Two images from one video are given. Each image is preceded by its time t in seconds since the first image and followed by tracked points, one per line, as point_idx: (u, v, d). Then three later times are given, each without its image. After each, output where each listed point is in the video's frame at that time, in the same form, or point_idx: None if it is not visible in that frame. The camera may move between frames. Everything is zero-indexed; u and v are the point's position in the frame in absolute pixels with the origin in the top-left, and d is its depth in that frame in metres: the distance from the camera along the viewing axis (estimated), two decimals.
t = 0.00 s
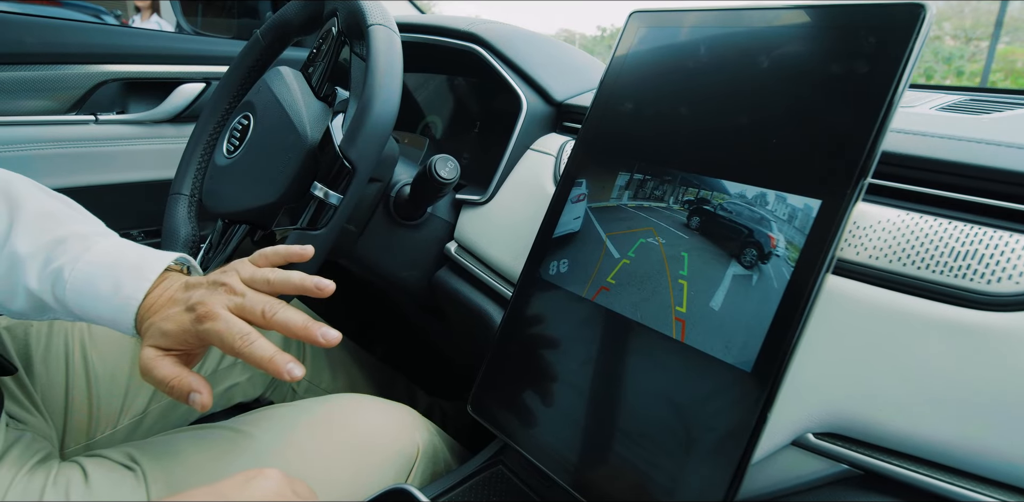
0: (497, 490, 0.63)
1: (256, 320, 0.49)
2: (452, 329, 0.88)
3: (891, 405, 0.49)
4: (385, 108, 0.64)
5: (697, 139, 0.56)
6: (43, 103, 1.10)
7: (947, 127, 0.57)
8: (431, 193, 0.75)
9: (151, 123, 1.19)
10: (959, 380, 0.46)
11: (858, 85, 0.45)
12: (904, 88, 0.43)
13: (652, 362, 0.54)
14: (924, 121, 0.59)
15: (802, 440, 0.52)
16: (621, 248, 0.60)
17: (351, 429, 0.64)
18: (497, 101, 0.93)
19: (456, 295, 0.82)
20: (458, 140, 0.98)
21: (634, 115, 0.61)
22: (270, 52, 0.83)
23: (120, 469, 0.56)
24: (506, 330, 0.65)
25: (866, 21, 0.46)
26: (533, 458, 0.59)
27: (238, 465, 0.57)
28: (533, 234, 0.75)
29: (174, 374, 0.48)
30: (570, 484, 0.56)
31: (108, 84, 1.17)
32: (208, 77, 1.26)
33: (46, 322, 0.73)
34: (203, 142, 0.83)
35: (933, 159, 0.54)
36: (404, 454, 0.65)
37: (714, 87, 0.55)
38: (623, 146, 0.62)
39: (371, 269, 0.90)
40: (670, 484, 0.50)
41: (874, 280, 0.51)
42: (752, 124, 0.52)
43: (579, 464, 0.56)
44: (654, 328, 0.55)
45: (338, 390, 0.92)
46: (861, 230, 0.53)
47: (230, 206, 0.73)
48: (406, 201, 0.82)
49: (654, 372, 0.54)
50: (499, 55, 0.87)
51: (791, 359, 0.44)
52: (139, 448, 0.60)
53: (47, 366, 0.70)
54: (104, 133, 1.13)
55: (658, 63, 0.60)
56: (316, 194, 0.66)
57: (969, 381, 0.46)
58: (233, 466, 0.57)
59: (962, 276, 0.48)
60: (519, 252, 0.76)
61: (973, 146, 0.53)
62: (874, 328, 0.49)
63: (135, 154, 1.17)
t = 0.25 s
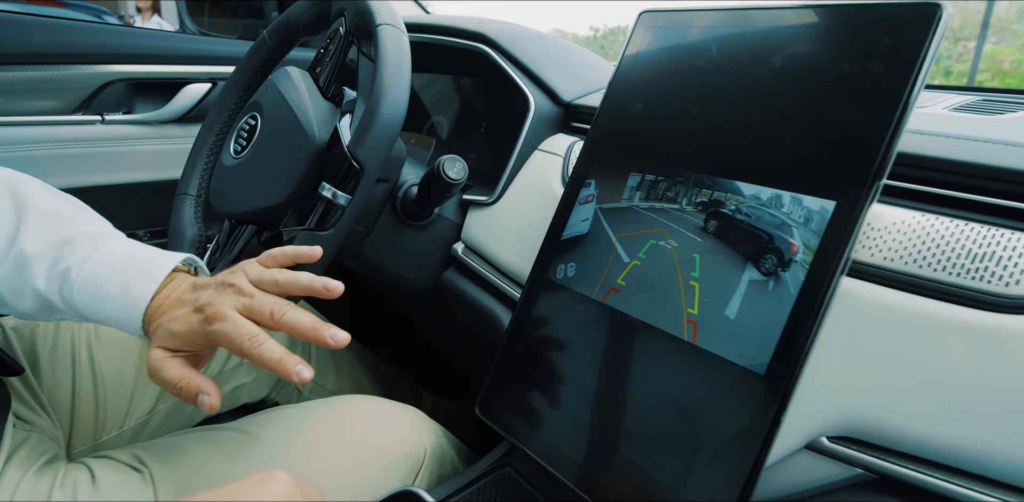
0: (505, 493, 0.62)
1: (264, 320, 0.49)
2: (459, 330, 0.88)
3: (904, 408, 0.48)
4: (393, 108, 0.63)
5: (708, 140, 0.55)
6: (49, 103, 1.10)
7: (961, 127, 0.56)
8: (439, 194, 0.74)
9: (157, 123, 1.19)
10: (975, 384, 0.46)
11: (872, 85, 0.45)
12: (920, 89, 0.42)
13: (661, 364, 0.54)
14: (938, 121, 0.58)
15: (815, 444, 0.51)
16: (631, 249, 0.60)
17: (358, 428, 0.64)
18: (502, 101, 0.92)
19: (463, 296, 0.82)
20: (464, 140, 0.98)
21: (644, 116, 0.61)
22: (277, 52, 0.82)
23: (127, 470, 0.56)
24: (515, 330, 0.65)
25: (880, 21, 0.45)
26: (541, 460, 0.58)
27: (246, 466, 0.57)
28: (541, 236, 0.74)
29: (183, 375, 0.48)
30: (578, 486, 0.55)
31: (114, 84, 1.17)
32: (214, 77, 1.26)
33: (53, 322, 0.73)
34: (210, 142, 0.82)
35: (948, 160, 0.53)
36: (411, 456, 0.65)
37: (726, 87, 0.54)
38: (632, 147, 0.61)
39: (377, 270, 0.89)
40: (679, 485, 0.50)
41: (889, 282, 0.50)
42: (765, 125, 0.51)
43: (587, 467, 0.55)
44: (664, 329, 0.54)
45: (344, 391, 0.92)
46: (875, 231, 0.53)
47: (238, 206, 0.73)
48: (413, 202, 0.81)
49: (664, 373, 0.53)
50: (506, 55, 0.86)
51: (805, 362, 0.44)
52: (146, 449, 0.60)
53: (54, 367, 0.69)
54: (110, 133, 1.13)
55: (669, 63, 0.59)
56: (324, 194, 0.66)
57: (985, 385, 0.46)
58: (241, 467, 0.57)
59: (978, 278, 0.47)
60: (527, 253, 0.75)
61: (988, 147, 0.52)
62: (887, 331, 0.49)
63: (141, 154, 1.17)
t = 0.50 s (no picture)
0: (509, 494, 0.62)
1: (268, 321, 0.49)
2: (462, 331, 0.87)
3: (913, 410, 0.48)
4: (396, 109, 0.63)
5: (715, 140, 0.55)
6: (53, 103, 1.10)
7: (971, 128, 0.56)
8: (443, 194, 0.74)
9: (160, 123, 1.19)
10: (985, 386, 0.45)
11: (881, 85, 0.44)
12: (931, 89, 0.42)
13: (668, 365, 0.53)
14: (947, 121, 0.58)
15: (824, 447, 0.51)
16: (637, 250, 0.60)
17: (362, 429, 0.63)
18: (507, 102, 0.92)
19: (466, 297, 0.81)
20: (468, 141, 0.97)
21: (650, 116, 0.60)
22: (280, 52, 0.82)
23: (130, 471, 0.55)
24: (519, 332, 0.65)
25: (890, 20, 0.45)
26: (545, 462, 0.58)
27: (249, 467, 0.57)
28: (546, 236, 0.74)
29: (185, 375, 0.48)
30: (583, 489, 0.55)
31: (117, 84, 1.17)
32: (217, 77, 1.26)
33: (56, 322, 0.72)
34: (212, 142, 0.82)
35: (958, 160, 0.53)
36: (415, 457, 0.65)
37: (733, 87, 0.54)
38: (638, 147, 0.61)
39: (380, 270, 0.89)
40: (686, 488, 0.49)
41: (898, 284, 0.50)
42: (772, 125, 0.51)
43: (593, 469, 0.55)
44: (671, 331, 0.54)
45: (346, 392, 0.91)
46: (884, 233, 0.52)
47: (241, 206, 0.73)
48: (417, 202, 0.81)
49: (670, 375, 0.53)
50: (511, 55, 0.86)
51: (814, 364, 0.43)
52: (148, 450, 0.60)
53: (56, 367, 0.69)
54: (113, 133, 1.13)
55: (675, 62, 0.59)
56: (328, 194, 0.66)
57: (995, 388, 0.45)
58: (244, 468, 0.57)
59: (989, 280, 0.47)
60: (530, 254, 0.75)
61: (998, 147, 0.52)
62: (896, 332, 0.48)
63: (144, 154, 1.17)
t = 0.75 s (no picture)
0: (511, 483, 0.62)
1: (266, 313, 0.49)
2: (463, 321, 0.88)
3: (913, 399, 0.48)
4: (398, 100, 0.63)
5: (718, 130, 0.55)
6: (53, 94, 1.10)
7: (975, 117, 0.55)
8: (445, 184, 0.74)
9: (161, 114, 1.19)
10: (983, 374, 0.46)
11: (885, 74, 0.44)
12: (935, 78, 0.42)
13: (669, 355, 0.53)
14: (951, 111, 0.58)
15: (824, 435, 0.52)
16: (639, 239, 0.60)
17: (365, 418, 0.64)
18: (508, 92, 0.92)
19: (468, 287, 0.82)
20: (469, 131, 0.97)
21: (652, 105, 0.60)
22: (282, 40, 0.82)
23: (135, 459, 0.56)
24: (520, 322, 0.65)
25: (894, 8, 0.44)
26: (546, 451, 0.58)
27: (253, 456, 0.57)
28: (548, 226, 0.74)
29: (186, 366, 0.48)
30: (585, 477, 0.55)
31: (117, 74, 1.16)
32: (218, 67, 1.25)
33: (59, 312, 0.73)
34: (214, 133, 0.82)
35: (963, 149, 0.53)
36: (417, 446, 0.65)
37: (735, 76, 0.54)
38: (641, 138, 0.61)
39: (383, 261, 0.89)
40: (687, 476, 0.50)
41: (900, 273, 0.50)
42: (775, 115, 0.51)
43: (593, 458, 0.55)
44: (672, 321, 0.54)
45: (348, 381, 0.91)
46: (886, 222, 0.52)
47: (242, 197, 0.73)
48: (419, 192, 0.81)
49: (671, 364, 0.53)
50: (513, 45, 0.86)
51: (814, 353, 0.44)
52: (153, 438, 0.60)
53: (60, 356, 0.69)
54: (114, 123, 1.12)
55: (678, 52, 0.59)
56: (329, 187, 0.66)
57: (994, 375, 0.45)
58: (248, 457, 0.57)
59: (991, 270, 0.47)
60: (531, 244, 0.75)
61: (1001, 136, 0.52)
62: (897, 322, 0.49)
63: (145, 144, 1.16)
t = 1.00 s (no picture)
0: (514, 470, 0.62)
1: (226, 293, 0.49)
2: (465, 309, 0.88)
3: (914, 387, 0.48)
4: (396, 104, 0.62)
5: (721, 118, 0.55)
6: (52, 85, 1.10)
7: (980, 104, 0.55)
8: (446, 172, 0.74)
9: (162, 103, 1.19)
10: (984, 361, 0.46)
11: (889, 59, 0.44)
12: (939, 65, 0.42)
13: (671, 343, 0.54)
14: (956, 98, 0.57)
15: (825, 422, 0.52)
16: (641, 228, 0.60)
17: (368, 406, 0.64)
18: (510, 81, 0.91)
19: (470, 276, 0.82)
20: (470, 120, 0.97)
21: (655, 93, 0.60)
22: (286, 24, 0.78)
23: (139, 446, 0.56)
24: (522, 310, 0.65)
25: None
26: (549, 438, 0.59)
27: (258, 443, 0.58)
28: (550, 215, 0.74)
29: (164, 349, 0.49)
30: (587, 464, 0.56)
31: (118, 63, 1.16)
32: (219, 56, 1.24)
33: (63, 300, 0.73)
34: (217, 119, 0.82)
35: (967, 137, 0.52)
36: (420, 434, 0.65)
37: (739, 63, 0.53)
38: (643, 126, 0.61)
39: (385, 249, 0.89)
40: (688, 463, 0.50)
41: (902, 260, 0.50)
42: (778, 102, 0.50)
43: (595, 445, 0.56)
44: (675, 308, 0.54)
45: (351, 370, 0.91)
46: (888, 210, 0.52)
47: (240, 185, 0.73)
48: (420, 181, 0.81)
49: (674, 352, 0.53)
50: (514, 33, 0.85)
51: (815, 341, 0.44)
52: (157, 425, 0.60)
53: (65, 345, 0.70)
54: (115, 112, 1.12)
55: (680, 39, 0.58)
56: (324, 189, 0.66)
57: (995, 361, 0.46)
58: (253, 444, 0.58)
59: (994, 257, 0.47)
60: (534, 233, 0.75)
61: (1005, 123, 0.52)
62: (900, 310, 0.49)
63: (143, 134, 1.15)
